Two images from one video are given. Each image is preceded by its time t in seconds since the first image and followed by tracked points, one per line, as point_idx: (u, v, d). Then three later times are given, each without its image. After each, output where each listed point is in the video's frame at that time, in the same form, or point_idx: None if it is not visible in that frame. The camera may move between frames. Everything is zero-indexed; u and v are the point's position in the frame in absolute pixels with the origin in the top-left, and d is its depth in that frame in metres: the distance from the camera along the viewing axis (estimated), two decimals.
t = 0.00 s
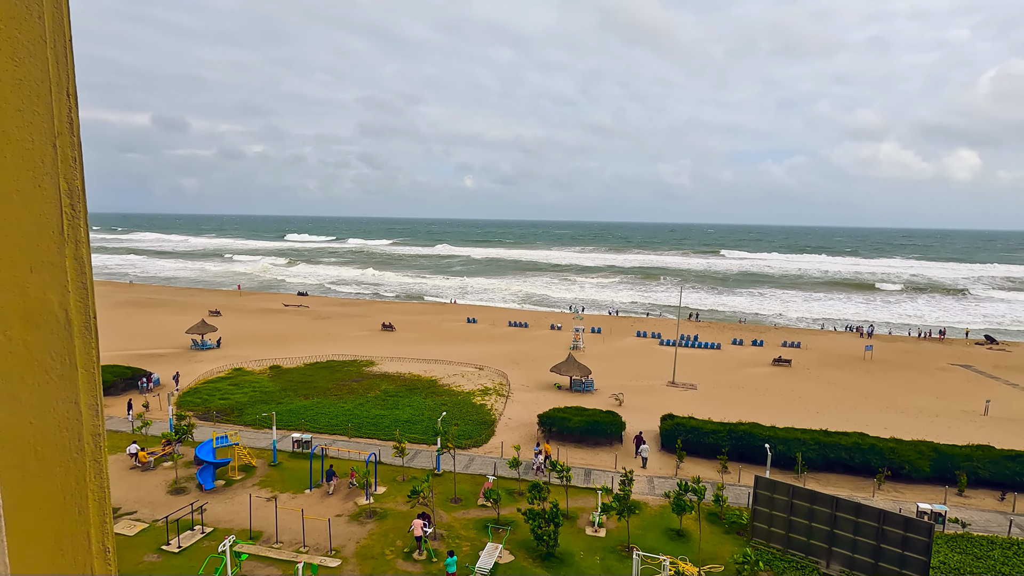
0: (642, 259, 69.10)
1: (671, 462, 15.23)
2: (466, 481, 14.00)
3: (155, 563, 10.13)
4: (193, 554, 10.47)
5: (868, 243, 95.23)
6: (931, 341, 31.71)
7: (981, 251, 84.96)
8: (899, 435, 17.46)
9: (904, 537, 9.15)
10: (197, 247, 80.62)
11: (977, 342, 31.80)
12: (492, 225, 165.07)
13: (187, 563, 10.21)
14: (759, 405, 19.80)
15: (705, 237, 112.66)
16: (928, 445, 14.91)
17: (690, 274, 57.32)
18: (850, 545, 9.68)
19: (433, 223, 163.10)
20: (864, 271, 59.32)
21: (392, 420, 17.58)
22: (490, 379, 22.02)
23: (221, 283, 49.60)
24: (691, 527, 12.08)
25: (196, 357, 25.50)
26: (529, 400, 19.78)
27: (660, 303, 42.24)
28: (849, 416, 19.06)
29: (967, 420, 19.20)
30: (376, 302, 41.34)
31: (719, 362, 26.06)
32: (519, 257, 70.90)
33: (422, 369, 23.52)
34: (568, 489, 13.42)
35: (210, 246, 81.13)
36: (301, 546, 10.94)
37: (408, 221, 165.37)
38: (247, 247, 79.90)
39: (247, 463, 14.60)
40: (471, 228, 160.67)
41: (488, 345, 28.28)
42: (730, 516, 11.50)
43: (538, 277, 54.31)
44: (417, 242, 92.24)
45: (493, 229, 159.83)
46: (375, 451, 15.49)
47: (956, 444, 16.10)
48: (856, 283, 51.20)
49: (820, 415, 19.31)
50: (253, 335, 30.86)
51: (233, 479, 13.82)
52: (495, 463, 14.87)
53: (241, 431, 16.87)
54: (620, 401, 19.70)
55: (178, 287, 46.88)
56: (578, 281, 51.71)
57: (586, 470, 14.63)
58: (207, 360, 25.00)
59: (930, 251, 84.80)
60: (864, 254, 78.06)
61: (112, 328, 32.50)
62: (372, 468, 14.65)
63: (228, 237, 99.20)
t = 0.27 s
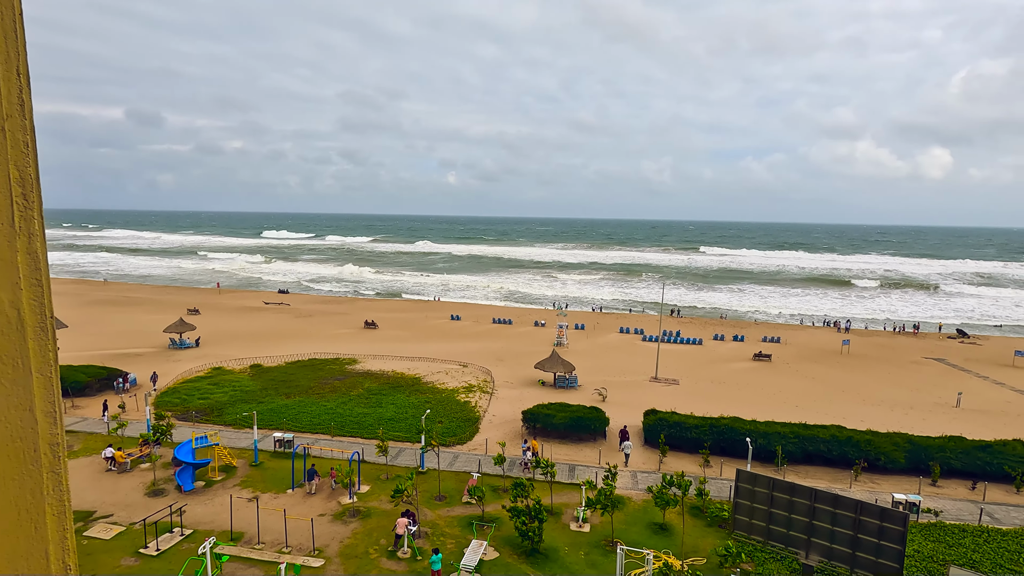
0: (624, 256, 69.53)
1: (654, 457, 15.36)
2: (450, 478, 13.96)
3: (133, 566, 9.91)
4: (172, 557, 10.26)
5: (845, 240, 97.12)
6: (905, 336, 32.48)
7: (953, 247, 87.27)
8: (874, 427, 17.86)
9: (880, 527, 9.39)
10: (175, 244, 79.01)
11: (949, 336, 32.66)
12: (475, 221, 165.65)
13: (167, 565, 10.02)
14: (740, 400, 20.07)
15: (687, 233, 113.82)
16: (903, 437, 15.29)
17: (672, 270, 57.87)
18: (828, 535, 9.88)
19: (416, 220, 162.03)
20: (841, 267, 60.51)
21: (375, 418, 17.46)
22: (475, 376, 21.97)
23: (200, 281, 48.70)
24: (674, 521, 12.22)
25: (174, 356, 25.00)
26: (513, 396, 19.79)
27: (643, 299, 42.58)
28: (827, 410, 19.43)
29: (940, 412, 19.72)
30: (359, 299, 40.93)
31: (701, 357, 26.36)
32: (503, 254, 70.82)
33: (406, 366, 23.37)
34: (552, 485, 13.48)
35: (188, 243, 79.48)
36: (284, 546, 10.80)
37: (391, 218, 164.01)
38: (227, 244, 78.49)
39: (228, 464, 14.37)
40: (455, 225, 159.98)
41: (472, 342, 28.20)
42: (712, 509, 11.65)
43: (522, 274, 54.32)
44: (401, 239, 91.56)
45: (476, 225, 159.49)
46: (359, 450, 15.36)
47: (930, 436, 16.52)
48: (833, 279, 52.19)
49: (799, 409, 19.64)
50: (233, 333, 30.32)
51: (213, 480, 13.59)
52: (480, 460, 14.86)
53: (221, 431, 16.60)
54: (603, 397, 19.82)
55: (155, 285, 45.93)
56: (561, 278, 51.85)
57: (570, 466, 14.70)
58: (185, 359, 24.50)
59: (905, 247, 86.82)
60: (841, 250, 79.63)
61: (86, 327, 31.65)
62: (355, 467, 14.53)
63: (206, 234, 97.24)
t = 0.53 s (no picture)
0: (601, 253, 70.06)
1: (631, 453, 15.48)
2: (429, 477, 13.87)
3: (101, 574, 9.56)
4: (143, 563, 9.95)
5: (815, 237, 99.72)
6: (872, 330, 33.48)
7: (917, 244, 90.42)
8: (843, 419, 18.36)
9: (849, 516, 9.65)
10: (143, 242, 76.68)
11: (914, 330, 33.76)
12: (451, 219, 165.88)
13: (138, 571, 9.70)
14: (714, 395, 20.39)
15: (663, 231, 115.37)
16: (871, 428, 15.75)
17: (648, 267, 58.58)
18: (799, 526, 10.12)
19: (393, 218, 160.74)
20: (811, 264, 62.10)
21: (352, 418, 17.21)
22: (453, 374, 21.84)
23: (169, 280, 47.38)
24: (651, 515, 12.37)
25: (143, 358, 24.26)
26: (492, 394, 19.73)
27: (620, 296, 42.98)
28: (800, 403, 19.89)
29: (905, 404, 20.37)
30: (335, 298, 40.29)
31: (677, 353, 26.70)
32: (482, 252, 70.66)
33: (383, 365, 23.10)
34: (530, 482, 13.49)
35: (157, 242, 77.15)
36: (259, 550, 10.58)
37: (367, 216, 162.43)
38: (197, 243, 76.43)
39: (199, 467, 13.99)
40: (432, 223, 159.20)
41: (450, 340, 28.04)
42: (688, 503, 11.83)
43: (500, 271, 54.28)
44: (378, 237, 90.58)
45: (453, 224, 158.88)
46: (335, 450, 15.13)
47: (896, 427, 17.03)
48: (804, 275, 53.49)
49: (771, 403, 20.05)
50: (204, 333, 29.51)
51: (184, 484, 13.21)
52: (458, 459, 14.79)
53: (192, 434, 16.16)
54: (581, 393, 19.92)
55: (122, 285, 44.47)
56: (539, 275, 51.97)
57: (549, 462, 14.74)
58: (154, 360, 23.77)
59: (871, 244, 89.57)
60: (811, 247, 81.73)
61: (48, 328, 30.45)
62: (331, 468, 14.31)
63: (176, 232, 94.58)
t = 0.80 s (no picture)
0: (574, 251, 70.55)
1: (604, 448, 15.67)
2: (402, 477, 13.75)
3: None
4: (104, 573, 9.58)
5: (780, 235, 102.56)
6: (835, 324, 34.64)
7: (876, 241, 93.95)
8: (807, 410, 18.96)
9: (814, 505, 9.97)
10: (101, 241, 73.68)
11: (874, 324, 35.08)
12: (424, 217, 165.03)
13: None
14: (685, 389, 20.79)
15: (634, 229, 116.91)
16: (833, 419, 16.31)
17: (621, 265, 59.27)
18: (767, 515, 10.39)
19: (364, 217, 158.49)
20: (777, 261, 63.88)
21: (323, 419, 16.92)
22: (427, 373, 21.70)
23: (130, 280, 45.68)
24: (624, 509, 12.53)
25: (103, 360, 23.34)
26: (466, 393, 19.68)
27: (593, 293, 43.38)
28: (767, 396, 20.43)
29: (866, 395, 21.15)
30: (305, 297, 39.51)
31: (649, 349, 27.12)
32: (455, 250, 70.30)
33: (356, 365, 22.79)
34: (505, 479, 13.51)
35: (116, 241, 74.18)
36: (227, 556, 10.30)
37: (338, 214, 159.68)
38: (160, 242, 73.81)
39: (164, 472, 13.55)
40: (405, 221, 157.61)
41: (424, 339, 27.84)
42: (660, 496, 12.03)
43: (474, 270, 54.15)
44: (349, 235, 89.17)
45: (426, 222, 157.64)
46: (306, 452, 14.86)
47: (857, 417, 17.67)
48: (770, 272, 54.96)
49: (740, 396, 20.55)
50: (168, 335, 28.56)
51: (149, 490, 12.78)
52: (432, 458, 14.71)
53: (156, 439, 15.63)
54: (555, 390, 20.05)
55: (79, 285, 42.63)
56: (513, 273, 52.02)
57: (523, 459, 14.79)
58: (115, 364, 22.89)
59: (833, 241, 92.66)
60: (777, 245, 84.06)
61: None
62: (302, 470, 14.05)
63: (136, 231, 91.08)
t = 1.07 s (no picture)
0: (547, 249, 70.92)
1: (577, 444, 15.80)
2: (375, 478, 13.57)
3: None
4: None
5: (747, 232, 105.15)
6: (799, 319, 35.71)
7: (837, 238, 97.22)
8: (773, 403, 19.50)
9: (780, 495, 10.26)
10: (55, 240, 70.43)
11: (836, 318, 36.31)
12: (396, 215, 163.53)
13: None
14: (656, 385, 21.12)
15: (606, 227, 118.18)
16: (798, 411, 16.81)
17: (594, 262, 59.84)
18: (735, 506, 10.64)
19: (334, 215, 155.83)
20: (744, 258, 65.49)
21: (293, 421, 16.58)
22: (399, 372, 21.48)
23: (87, 281, 43.83)
24: (597, 504, 12.65)
25: (58, 365, 22.33)
26: (439, 391, 19.57)
27: (566, 291, 43.66)
28: (735, 390, 20.92)
29: (829, 387, 21.88)
30: (274, 297, 38.60)
31: (621, 345, 27.45)
32: (428, 248, 69.78)
33: (327, 365, 22.40)
34: (479, 477, 13.48)
35: (71, 240, 71.01)
36: (193, 563, 10.00)
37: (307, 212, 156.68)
38: (119, 241, 71.01)
39: (126, 479, 13.06)
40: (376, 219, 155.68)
41: (397, 339, 27.55)
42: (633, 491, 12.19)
43: (446, 268, 53.86)
44: (319, 234, 87.53)
45: (398, 220, 155.97)
46: (276, 455, 14.54)
47: (821, 409, 18.26)
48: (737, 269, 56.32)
49: (709, 391, 20.99)
50: (129, 337, 27.52)
51: (109, 498, 12.29)
52: (406, 458, 14.58)
53: (117, 445, 15.06)
54: (529, 388, 20.11)
55: (31, 287, 40.67)
56: (486, 272, 51.96)
57: (497, 457, 14.80)
58: (71, 368, 21.94)
59: (797, 239, 95.54)
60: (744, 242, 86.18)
61: None
62: (272, 473, 13.75)
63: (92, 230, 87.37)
